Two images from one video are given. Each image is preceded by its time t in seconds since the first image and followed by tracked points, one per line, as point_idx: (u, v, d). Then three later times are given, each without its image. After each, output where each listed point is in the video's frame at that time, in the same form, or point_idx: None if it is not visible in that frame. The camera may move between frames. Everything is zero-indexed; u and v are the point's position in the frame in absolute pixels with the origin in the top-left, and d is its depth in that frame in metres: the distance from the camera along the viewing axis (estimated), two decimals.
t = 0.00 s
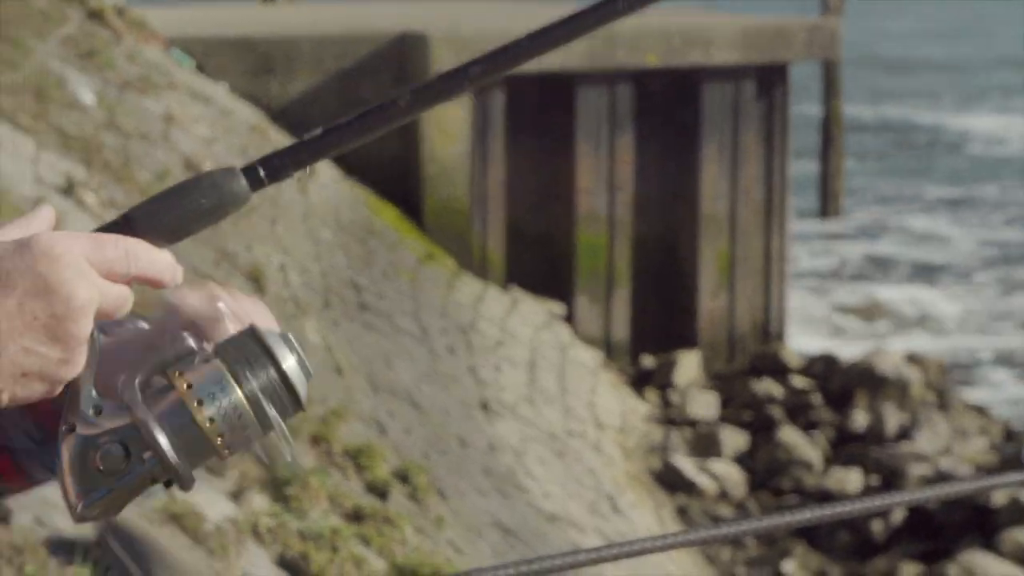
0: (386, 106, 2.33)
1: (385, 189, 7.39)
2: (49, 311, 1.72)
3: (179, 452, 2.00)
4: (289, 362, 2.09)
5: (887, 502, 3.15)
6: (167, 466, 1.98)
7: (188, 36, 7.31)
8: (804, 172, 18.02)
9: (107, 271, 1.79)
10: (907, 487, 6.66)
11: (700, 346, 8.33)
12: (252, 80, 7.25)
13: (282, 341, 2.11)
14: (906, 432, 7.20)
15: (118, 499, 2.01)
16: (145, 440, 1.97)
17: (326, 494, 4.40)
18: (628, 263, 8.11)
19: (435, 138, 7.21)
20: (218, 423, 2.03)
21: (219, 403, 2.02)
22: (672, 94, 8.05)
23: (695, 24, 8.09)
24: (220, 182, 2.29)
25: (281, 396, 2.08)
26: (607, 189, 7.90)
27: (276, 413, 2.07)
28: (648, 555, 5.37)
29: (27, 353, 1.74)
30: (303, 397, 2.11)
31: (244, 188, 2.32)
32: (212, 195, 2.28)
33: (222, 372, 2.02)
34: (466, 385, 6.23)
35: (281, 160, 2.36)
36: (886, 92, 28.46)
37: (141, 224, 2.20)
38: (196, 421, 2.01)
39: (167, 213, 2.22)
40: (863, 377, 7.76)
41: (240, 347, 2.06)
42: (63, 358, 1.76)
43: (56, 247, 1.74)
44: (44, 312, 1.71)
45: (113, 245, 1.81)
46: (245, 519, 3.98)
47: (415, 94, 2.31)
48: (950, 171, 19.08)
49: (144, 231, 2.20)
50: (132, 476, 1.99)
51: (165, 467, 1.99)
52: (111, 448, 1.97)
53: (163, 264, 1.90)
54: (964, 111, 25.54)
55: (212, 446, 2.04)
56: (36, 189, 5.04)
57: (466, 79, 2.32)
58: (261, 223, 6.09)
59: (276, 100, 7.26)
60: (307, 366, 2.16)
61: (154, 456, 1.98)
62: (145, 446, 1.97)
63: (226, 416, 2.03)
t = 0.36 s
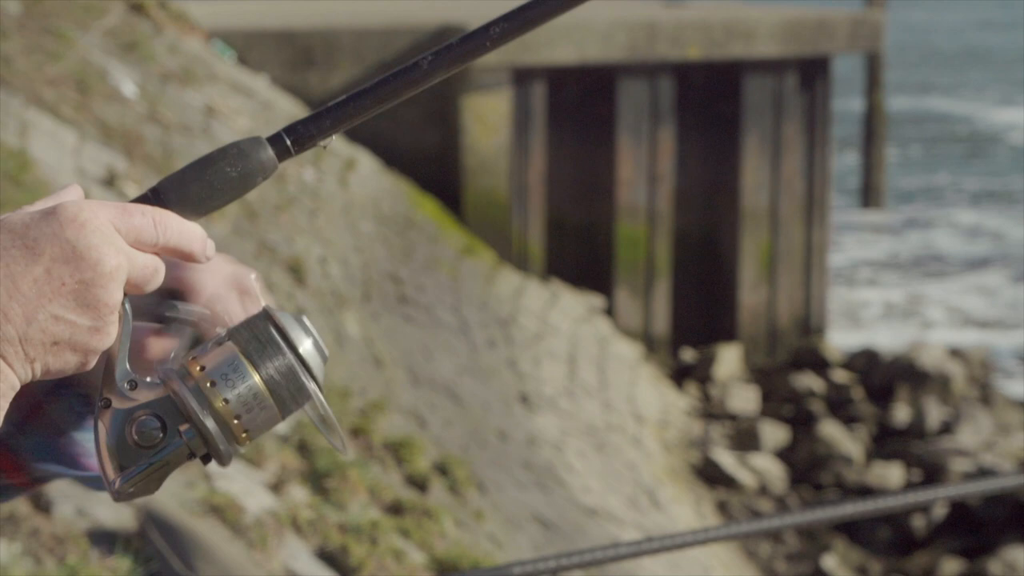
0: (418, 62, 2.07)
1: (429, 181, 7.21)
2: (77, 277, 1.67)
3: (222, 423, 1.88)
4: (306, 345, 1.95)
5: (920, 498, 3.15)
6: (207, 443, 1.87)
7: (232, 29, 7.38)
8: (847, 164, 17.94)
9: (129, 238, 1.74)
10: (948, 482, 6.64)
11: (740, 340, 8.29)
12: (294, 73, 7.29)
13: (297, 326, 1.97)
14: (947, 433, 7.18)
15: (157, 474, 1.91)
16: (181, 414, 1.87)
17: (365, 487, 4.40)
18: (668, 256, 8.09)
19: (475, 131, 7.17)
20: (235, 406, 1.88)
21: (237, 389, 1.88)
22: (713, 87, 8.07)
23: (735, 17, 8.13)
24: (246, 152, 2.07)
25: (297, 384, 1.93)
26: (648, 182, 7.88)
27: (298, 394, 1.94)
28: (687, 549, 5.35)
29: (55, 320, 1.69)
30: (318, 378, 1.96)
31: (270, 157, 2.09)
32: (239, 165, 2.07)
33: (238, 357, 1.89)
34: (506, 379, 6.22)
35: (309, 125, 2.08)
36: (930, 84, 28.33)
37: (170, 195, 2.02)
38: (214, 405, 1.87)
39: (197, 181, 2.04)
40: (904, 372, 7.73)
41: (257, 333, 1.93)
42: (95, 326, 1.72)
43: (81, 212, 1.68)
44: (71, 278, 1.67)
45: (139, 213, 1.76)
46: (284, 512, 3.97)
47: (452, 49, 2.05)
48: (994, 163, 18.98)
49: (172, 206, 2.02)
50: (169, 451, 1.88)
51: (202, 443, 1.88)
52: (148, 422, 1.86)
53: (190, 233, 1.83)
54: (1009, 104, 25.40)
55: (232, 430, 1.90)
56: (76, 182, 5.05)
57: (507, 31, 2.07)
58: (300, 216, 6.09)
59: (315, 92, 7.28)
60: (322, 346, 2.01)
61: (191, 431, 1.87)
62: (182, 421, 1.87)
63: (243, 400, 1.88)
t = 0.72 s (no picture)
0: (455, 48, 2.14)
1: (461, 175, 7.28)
2: (111, 263, 1.62)
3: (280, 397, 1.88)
4: (370, 314, 1.98)
5: (955, 497, 3.14)
6: (243, 435, 1.87)
7: (263, 25, 7.43)
8: (879, 160, 17.90)
9: (165, 226, 1.70)
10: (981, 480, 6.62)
11: (773, 336, 8.27)
12: (326, 68, 7.32)
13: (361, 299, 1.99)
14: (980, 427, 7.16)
15: (189, 464, 1.91)
16: (216, 400, 1.87)
17: (396, 482, 4.41)
18: (699, 251, 8.07)
19: (507, 126, 7.20)
20: (298, 375, 1.89)
21: (303, 359, 1.89)
22: (746, 83, 8.05)
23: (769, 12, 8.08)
24: (281, 138, 2.13)
25: (359, 353, 1.94)
26: (679, 177, 7.86)
27: (357, 369, 1.95)
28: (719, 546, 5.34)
29: (89, 308, 1.63)
30: (382, 351, 1.98)
31: (304, 141, 2.15)
32: (273, 150, 2.12)
33: (302, 323, 1.91)
34: (538, 374, 6.22)
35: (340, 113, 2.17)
36: (965, 79, 28.22)
37: (206, 183, 2.06)
38: (276, 376, 1.88)
39: (233, 169, 2.08)
40: (937, 368, 7.71)
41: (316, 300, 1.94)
42: (128, 314, 1.67)
43: (115, 197, 1.63)
44: (105, 265, 1.62)
45: (177, 197, 1.72)
46: (316, 506, 3.98)
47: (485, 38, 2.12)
48: None
49: (208, 192, 2.06)
50: (204, 440, 1.88)
51: (238, 432, 1.87)
52: (182, 410, 1.87)
53: (229, 218, 1.80)
54: None
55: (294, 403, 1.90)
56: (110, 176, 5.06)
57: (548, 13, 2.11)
58: (331, 212, 6.10)
59: (349, 88, 7.31)
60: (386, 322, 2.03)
61: (227, 419, 1.87)
62: (217, 409, 1.87)
63: (309, 369, 1.89)
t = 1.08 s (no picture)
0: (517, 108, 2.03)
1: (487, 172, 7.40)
2: (157, 307, 1.53)
3: (294, 462, 1.79)
4: (382, 387, 1.87)
5: (977, 495, 3.13)
6: (274, 483, 1.78)
7: (288, 21, 7.39)
8: (902, 157, 17.91)
9: (216, 271, 1.59)
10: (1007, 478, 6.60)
11: (797, 333, 8.26)
12: (350, 65, 7.39)
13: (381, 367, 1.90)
14: (1004, 425, 7.15)
15: (217, 509, 1.84)
16: (247, 445, 1.80)
17: (420, 479, 4.41)
18: (724, 248, 8.08)
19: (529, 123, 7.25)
20: (307, 445, 1.80)
21: (309, 423, 1.80)
22: (773, 81, 8.07)
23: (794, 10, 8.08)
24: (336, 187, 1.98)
25: (372, 422, 1.85)
26: (703, 174, 7.87)
27: (374, 439, 1.86)
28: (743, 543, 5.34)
29: (132, 351, 1.54)
30: (395, 425, 1.88)
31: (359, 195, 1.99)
32: (326, 201, 1.97)
33: (312, 393, 1.82)
34: (561, 371, 6.22)
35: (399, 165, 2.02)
36: (988, 75, 28.15)
37: (255, 227, 1.91)
38: (285, 441, 1.79)
39: (284, 214, 1.93)
40: (961, 367, 7.70)
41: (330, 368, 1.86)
42: (172, 358, 1.57)
43: (166, 240, 1.55)
44: (152, 308, 1.53)
45: (225, 242, 1.61)
46: (341, 502, 3.98)
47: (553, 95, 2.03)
48: None
49: (257, 238, 1.91)
50: (236, 485, 1.82)
51: (268, 482, 1.79)
52: (215, 454, 1.81)
53: (283, 267, 1.68)
54: None
55: (303, 471, 1.81)
56: (135, 173, 5.06)
57: (607, 80, 2.04)
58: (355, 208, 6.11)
59: (375, 83, 7.41)
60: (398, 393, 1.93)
61: (258, 466, 1.79)
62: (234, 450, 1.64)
63: (316, 439, 1.81)
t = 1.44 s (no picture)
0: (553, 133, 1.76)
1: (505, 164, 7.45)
2: (189, 333, 1.48)
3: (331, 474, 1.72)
4: (421, 397, 1.81)
5: (995, 488, 3.13)
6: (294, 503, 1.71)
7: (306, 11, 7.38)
8: (921, 146, 17.93)
9: (253, 293, 1.52)
10: None
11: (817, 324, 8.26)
12: (369, 56, 7.38)
13: (417, 378, 1.83)
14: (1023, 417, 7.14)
15: (240, 524, 1.79)
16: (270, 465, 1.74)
17: (440, 470, 4.42)
18: (743, 239, 8.09)
19: (549, 114, 7.33)
20: (347, 458, 1.73)
21: (348, 432, 1.73)
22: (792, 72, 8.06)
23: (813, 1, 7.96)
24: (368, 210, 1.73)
25: (412, 435, 1.78)
26: (722, 165, 7.84)
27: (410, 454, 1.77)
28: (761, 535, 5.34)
29: (164, 372, 1.50)
30: (434, 438, 1.81)
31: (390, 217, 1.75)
32: (359, 224, 1.73)
33: (356, 407, 1.74)
34: (580, 361, 6.21)
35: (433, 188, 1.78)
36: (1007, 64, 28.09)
37: (286, 247, 1.68)
38: (324, 452, 1.72)
39: (315, 237, 1.70)
40: (980, 358, 7.69)
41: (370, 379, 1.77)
42: (201, 381, 1.52)
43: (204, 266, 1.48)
44: (184, 334, 1.48)
45: (262, 265, 1.53)
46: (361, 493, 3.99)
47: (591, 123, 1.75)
48: None
49: (288, 257, 1.68)
50: (254, 503, 1.76)
51: (289, 499, 1.73)
52: (236, 471, 1.76)
53: (316, 285, 1.58)
54: None
55: (340, 482, 1.74)
56: (155, 163, 5.07)
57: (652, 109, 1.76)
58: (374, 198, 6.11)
59: (394, 73, 7.40)
60: (438, 399, 1.88)
61: (278, 485, 1.74)
62: (270, 473, 1.74)
63: (355, 450, 1.73)
